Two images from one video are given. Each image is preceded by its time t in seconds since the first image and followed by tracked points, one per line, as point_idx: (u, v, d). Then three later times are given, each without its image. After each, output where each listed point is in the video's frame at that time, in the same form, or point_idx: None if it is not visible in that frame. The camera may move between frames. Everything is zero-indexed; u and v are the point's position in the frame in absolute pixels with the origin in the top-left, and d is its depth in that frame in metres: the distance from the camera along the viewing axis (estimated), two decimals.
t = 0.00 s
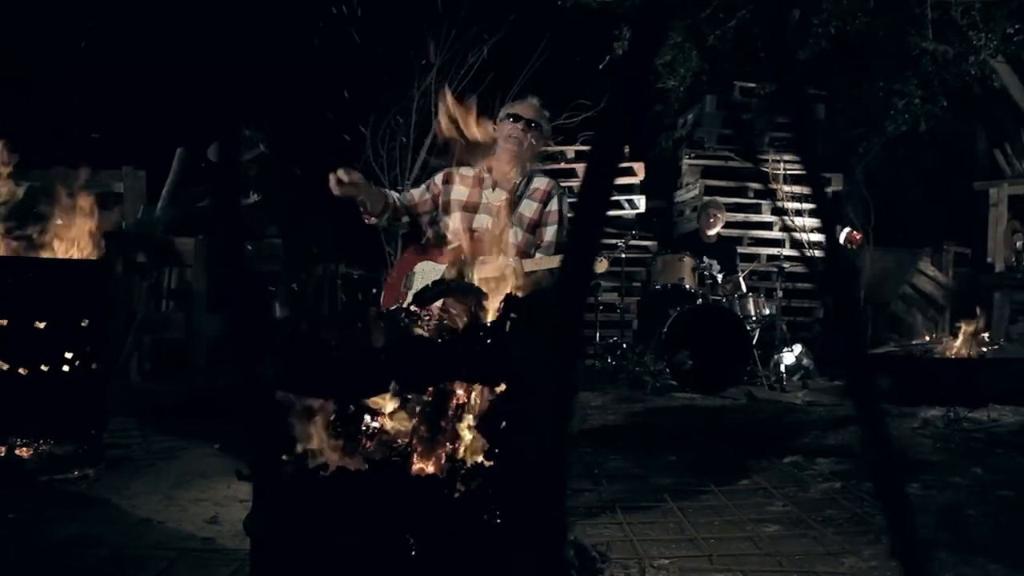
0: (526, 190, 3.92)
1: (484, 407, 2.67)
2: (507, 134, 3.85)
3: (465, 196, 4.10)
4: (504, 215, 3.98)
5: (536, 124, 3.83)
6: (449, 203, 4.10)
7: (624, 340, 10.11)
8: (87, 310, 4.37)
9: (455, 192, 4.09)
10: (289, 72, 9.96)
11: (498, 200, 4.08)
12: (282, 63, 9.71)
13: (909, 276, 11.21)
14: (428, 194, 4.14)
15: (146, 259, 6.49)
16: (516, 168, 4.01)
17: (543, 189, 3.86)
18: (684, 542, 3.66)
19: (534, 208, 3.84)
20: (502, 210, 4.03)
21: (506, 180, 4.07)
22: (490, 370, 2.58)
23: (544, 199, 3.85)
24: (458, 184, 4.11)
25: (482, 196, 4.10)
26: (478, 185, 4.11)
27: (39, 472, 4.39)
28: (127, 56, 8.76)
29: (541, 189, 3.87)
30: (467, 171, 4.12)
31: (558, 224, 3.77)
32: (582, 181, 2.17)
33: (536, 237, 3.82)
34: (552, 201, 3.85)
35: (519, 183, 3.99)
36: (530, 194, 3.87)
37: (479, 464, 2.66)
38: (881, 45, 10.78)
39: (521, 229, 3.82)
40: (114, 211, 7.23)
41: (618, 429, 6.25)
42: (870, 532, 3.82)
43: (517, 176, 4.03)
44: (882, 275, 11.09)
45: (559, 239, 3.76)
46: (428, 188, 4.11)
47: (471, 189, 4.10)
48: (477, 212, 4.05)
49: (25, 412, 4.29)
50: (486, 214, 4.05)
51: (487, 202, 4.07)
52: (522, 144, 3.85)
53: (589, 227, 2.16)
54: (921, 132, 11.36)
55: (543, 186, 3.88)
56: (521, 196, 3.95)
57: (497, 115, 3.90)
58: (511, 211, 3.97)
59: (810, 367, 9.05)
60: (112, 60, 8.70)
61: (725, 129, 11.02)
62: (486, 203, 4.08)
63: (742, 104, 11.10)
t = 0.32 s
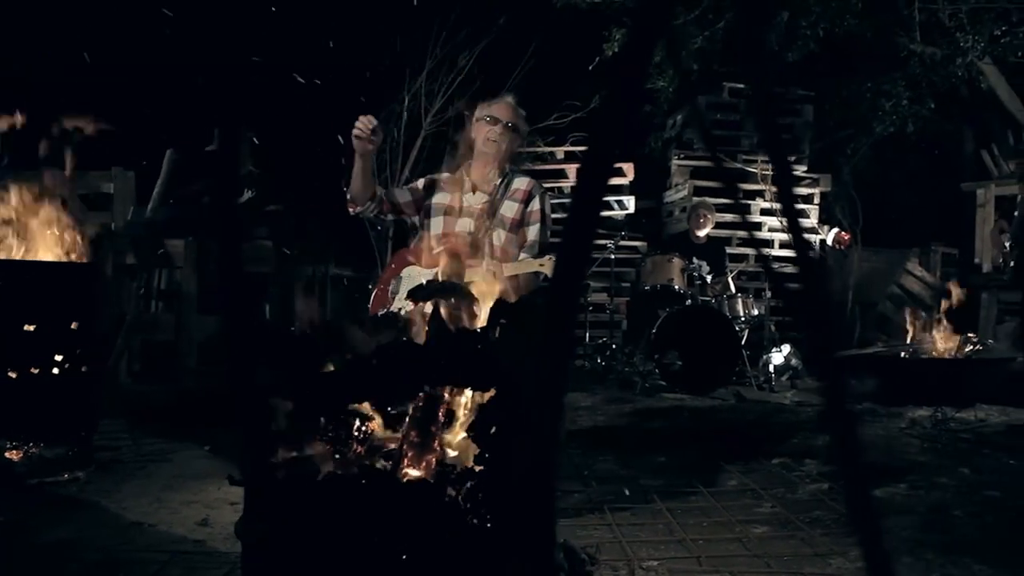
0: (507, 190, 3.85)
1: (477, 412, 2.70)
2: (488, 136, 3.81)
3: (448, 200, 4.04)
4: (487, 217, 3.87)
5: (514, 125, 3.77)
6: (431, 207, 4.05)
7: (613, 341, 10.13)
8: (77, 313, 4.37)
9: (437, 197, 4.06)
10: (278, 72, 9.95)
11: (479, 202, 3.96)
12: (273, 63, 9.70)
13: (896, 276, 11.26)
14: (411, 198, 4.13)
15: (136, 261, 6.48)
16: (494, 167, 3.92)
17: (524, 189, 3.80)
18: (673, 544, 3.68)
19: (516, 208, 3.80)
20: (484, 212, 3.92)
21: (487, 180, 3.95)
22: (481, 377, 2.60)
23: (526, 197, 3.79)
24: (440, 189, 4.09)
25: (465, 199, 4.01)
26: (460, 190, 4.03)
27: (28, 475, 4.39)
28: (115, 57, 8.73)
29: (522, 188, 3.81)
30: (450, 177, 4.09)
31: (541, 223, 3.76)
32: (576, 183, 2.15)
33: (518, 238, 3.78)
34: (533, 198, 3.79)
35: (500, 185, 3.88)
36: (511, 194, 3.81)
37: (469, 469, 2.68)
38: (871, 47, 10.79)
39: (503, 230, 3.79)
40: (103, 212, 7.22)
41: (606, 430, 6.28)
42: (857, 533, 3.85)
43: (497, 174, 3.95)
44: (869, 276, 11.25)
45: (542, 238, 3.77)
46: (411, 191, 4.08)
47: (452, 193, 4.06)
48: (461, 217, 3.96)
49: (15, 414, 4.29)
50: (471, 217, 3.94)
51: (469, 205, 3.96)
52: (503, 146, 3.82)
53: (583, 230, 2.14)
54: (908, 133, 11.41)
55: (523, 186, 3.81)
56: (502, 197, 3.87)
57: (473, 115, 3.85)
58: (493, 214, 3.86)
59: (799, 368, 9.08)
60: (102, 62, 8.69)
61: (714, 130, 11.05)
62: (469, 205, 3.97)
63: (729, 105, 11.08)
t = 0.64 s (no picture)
0: (494, 192, 3.83)
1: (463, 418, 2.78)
2: (467, 138, 3.78)
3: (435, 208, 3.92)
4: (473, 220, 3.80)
5: (494, 122, 3.73)
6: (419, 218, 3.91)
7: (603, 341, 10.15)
8: (67, 315, 4.39)
9: (424, 206, 3.91)
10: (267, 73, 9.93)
11: (467, 206, 3.87)
12: (261, 63, 9.68)
13: (884, 276, 11.30)
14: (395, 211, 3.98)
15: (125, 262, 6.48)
16: (480, 170, 3.89)
17: (511, 192, 3.79)
18: (660, 545, 3.71)
19: (502, 210, 3.80)
20: (473, 215, 3.84)
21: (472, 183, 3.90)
22: (472, 383, 2.68)
23: (513, 200, 3.79)
24: (425, 198, 3.94)
25: (450, 205, 3.90)
26: (444, 196, 3.91)
27: (18, 477, 4.40)
28: (103, 57, 8.72)
29: (509, 190, 3.80)
30: (432, 182, 3.95)
31: (527, 226, 3.79)
32: (568, 185, 2.17)
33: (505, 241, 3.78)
34: (520, 200, 3.79)
35: (486, 187, 3.86)
36: (498, 196, 3.80)
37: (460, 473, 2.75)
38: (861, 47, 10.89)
39: (491, 233, 3.77)
40: (92, 213, 7.20)
41: (600, 430, 6.32)
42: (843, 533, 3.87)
43: (482, 178, 3.91)
44: (858, 276, 11.34)
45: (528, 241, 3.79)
46: (397, 207, 3.96)
47: (437, 199, 3.92)
48: (448, 221, 3.85)
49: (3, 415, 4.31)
50: (458, 220, 3.84)
51: (456, 209, 3.87)
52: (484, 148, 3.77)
53: (576, 230, 2.16)
54: (896, 134, 11.43)
55: (510, 189, 3.81)
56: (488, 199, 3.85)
57: (451, 119, 3.81)
58: (480, 217, 3.82)
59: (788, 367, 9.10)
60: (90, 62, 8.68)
61: (703, 131, 11.07)
62: (455, 210, 3.88)
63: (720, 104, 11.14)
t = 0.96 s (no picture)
0: (485, 202, 3.84)
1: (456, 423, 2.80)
2: (458, 143, 3.85)
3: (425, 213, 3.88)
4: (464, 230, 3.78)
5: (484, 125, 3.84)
6: (409, 220, 3.86)
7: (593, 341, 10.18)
8: (58, 318, 4.39)
9: (415, 210, 3.87)
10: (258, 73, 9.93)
11: (457, 216, 3.85)
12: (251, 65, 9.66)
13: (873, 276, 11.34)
14: (387, 208, 3.93)
15: (115, 264, 6.47)
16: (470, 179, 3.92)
17: (503, 201, 3.82)
18: (650, 547, 3.73)
19: (494, 222, 3.79)
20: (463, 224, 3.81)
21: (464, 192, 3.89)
22: (461, 390, 2.71)
23: (505, 209, 3.81)
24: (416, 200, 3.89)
25: (441, 212, 3.87)
26: (435, 201, 3.88)
27: (8, 480, 4.39)
28: (93, 57, 8.70)
29: (500, 200, 3.83)
30: (423, 183, 3.90)
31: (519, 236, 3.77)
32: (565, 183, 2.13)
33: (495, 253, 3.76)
34: (512, 210, 3.81)
35: (477, 195, 3.87)
36: (489, 205, 3.82)
37: (451, 478, 2.77)
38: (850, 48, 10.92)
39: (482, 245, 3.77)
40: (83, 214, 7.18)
41: (591, 431, 6.35)
42: (832, 535, 3.90)
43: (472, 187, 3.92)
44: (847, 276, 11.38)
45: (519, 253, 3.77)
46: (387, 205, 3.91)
47: (428, 203, 3.88)
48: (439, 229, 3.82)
49: None
50: (448, 230, 3.81)
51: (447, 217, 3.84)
52: (474, 154, 3.84)
53: (570, 231, 2.14)
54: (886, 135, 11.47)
55: (502, 199, 3.83)
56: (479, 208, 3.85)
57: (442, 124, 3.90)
58: (471, 228, 3.79)
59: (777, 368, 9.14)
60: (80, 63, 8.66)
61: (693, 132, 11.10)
62: (444, 219, 3.85)
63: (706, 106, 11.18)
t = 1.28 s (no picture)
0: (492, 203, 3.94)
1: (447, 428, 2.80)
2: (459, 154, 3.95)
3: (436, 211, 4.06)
4: (471, 230, 3.90)
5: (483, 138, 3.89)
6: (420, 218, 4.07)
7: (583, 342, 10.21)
8: (48, 321, 4.39)
9: (425, 207, 4.06)
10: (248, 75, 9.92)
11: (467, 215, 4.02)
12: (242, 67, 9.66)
13: (862, 276, 11.38)
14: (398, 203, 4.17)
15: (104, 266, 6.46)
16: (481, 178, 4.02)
17: (511, 201, 3.88)
18: (639, 549, 3.75)
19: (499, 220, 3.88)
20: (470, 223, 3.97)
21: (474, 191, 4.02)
22: (453, 394, 2.69)
23: (512, 209, 3.88)
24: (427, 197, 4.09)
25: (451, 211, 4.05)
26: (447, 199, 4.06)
27: None
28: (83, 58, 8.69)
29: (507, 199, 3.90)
30: (434, 182, 4.08)
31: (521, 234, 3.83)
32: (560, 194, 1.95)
33: (497, 249, 3.83)
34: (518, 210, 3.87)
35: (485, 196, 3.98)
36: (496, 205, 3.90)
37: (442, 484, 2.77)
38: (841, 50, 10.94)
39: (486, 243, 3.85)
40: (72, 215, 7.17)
41: (581, 432, 6.39)
42: (820, 536, 3.92)
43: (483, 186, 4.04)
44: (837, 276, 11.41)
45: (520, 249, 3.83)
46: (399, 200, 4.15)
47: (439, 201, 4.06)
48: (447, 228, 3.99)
49: None
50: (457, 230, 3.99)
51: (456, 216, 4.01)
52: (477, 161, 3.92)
53: (566, 240, 1.96)
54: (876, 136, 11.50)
55: (508, 199, 3.90)
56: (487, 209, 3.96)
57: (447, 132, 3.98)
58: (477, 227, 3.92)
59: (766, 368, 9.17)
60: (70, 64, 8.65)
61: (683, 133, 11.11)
62: (455, 218, 4.02)
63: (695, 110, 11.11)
